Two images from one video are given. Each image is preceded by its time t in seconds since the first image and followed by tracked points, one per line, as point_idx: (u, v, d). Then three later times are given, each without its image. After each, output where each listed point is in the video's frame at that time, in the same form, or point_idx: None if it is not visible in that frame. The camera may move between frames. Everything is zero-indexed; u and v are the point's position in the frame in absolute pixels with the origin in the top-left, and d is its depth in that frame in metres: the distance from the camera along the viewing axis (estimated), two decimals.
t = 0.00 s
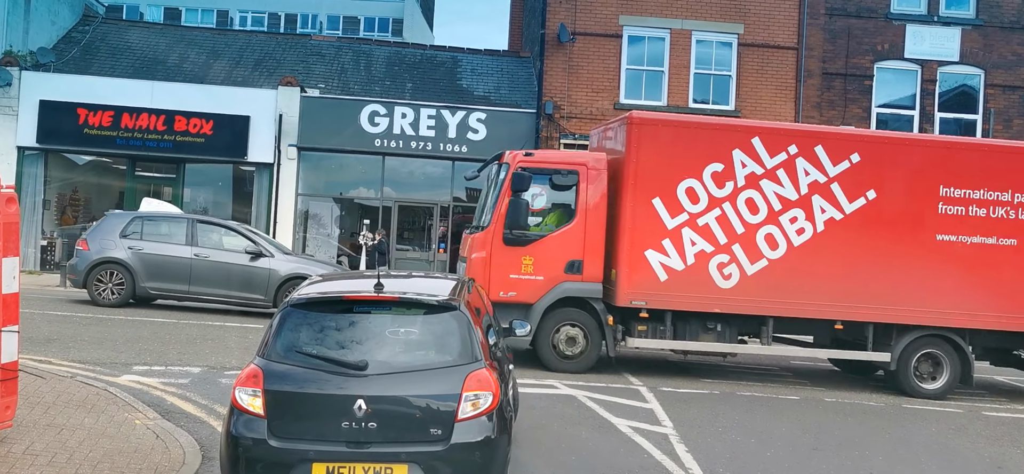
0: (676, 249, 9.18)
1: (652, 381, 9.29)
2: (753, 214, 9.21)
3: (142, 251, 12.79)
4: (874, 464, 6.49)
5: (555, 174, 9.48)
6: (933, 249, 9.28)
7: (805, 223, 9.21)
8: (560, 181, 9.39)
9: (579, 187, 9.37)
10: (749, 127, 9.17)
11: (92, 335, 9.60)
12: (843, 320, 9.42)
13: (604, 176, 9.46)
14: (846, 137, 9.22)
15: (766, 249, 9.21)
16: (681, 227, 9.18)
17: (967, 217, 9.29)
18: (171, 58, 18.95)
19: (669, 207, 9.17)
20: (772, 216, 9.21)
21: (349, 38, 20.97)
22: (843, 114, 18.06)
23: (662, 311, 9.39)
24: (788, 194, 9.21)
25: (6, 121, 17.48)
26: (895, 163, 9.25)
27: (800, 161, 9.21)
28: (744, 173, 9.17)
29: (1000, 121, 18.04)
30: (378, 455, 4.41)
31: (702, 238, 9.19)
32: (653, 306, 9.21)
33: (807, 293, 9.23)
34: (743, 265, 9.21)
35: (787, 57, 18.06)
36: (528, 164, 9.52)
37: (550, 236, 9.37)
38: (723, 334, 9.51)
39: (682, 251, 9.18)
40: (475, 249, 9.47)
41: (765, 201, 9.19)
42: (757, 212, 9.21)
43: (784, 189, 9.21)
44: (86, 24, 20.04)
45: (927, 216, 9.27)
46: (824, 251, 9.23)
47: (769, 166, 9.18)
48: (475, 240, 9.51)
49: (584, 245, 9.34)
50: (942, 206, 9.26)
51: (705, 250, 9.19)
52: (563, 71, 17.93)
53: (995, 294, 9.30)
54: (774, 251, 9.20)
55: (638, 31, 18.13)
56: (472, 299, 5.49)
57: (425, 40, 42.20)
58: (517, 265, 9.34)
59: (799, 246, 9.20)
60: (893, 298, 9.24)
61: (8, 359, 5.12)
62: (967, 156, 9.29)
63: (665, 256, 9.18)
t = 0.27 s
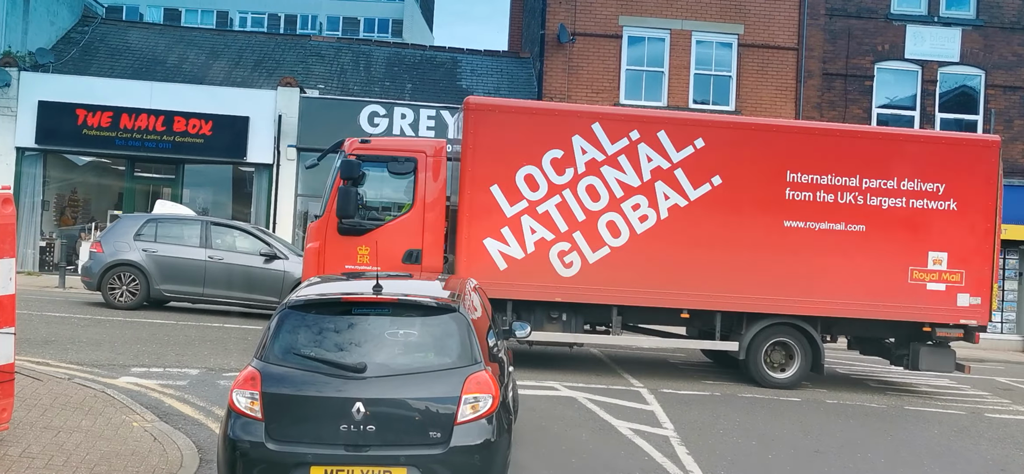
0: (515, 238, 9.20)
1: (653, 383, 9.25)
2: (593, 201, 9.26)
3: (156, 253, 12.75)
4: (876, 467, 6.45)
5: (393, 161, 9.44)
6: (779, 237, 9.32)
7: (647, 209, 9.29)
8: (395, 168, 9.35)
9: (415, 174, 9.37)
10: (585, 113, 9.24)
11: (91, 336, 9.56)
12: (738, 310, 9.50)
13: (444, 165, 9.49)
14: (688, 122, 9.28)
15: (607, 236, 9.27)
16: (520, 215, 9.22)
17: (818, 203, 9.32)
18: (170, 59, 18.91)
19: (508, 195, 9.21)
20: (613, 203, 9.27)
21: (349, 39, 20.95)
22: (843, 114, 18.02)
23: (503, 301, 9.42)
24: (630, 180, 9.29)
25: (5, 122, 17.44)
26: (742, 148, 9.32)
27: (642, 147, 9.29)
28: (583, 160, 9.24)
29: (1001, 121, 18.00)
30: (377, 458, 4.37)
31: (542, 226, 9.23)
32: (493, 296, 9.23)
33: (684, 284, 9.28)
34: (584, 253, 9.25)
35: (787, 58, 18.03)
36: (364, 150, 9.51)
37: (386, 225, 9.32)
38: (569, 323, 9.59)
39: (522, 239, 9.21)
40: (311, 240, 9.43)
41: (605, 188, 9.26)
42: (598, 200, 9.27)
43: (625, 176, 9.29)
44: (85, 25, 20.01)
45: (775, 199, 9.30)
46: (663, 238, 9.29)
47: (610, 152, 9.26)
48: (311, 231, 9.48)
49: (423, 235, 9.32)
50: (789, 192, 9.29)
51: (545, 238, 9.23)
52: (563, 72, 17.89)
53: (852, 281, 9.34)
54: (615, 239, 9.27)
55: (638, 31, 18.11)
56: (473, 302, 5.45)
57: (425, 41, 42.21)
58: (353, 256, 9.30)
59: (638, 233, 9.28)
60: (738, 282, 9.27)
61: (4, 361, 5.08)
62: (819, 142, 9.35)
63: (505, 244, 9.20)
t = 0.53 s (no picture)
0: (321, 226, 9.28)
1: (653, 384, 9.17)
2: (404, 188, 9.36)
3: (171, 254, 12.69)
4: (879, 470, 6.36)
5: (193, 147, 9.50)
6: (603, 223, 9.47)
7: (461, 196, 9.40)
8: (194, 154, 9.43)
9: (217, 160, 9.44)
10: (394, 98, 9.31)
11: (87, 338, 9.48)
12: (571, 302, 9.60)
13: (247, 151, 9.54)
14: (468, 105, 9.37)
15: (420, 224, 9.37)
16: (327, 203, 9.29)
17: (637, 188, 9.47)
18: (169, 58, 18.83)
19: (315, 183, 9.28)
20: (425, 190, 9.38)
21: (348, 39, 20.87)
22: (844, 114, 17.93)
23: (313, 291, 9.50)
24: (441, 166, 9.39)
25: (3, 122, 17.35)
26: (559, 133, 9.45)
27: (456, 131, 9.38)
28: (392, 145, 9.33)
29: (1003, 121, 17.91)
30: (373, 462, 4.29)
31: (351, 214, 9.32)
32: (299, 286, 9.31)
33: (568, 275, 9.44)
34: (395, 242, 9.34)
35: (788, 57, 17.95)
36: (165, 137, 9.54)
37: (183, 216, 9.41)
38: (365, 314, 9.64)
39: (328, 228, 9.28)
40: (109, 231, 9.50)
41: (418, 174, 9.37)
42: (408, 186, 9.36)
43: (433, 160, 9.39)
44: (83, 24, 19.92)
45: (594, 186, 9.45)
46: (482, 224, 9.42)
47: (421, 137, 9.35)
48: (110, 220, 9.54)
49: (223, 225, 9.39)
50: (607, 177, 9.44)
51: (353, 226, 9.31)
52: (563, 71, 17.80)
53: (677, 267, 9.49)
54: (427, 226, 9.37)
55: (639, 31, 18.03)
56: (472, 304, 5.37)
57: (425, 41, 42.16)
58: (155, 246, 9.37)
59: (455, 220, 9.39)
60: (518, 276, 9.42)
61: None
62: (643, 126, 9.49)
63: (311, 234, 9.27)
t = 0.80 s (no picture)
0: (136, 217, 9.33)
1: (654, 386, 9.09)
2: (222, 175, 9.36)
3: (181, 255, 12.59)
4: None
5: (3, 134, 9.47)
6: (432, 211, 9.54)
7: (283, 184, 9.45)
8: None
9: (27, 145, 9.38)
10: (211, 82, 9.27)
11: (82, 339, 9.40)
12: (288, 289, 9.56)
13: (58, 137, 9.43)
14: (315, 91, 9.41)
15: (240, 213, 9.41)
16: (140, 191, 9.32)
17: (468, 173, 9.57)
18: (167, 58, 18.74)
19: (125, 170, 9.28)
20: (245, 178, 9.39)
21: (347, 38, 20.78)
22: (846, 114, 17.84)
23: (123, 284, 9.56)
24: (261, 152, 9.39)
25: None
26: (395, 119, 9.50)
27: (276, 117, 9.39)
28: (209, 131, 9.30)
29: (1004, 121, 17.84)
30: (370, 467, 4.21)
31: (165, 203, 9.34)
32: (111, 277, 9.36)
33: (429, 268, 9.52)
34: (213, 231, 9.41)
35: (789, 57, 17.87)
36: None
37: None
38: (207, 306, 9.68)
39: (142, 217, 9.33)
40: None
41: (234, 161, 9.35)
42: (227, 173, 9.36)
43: (254, 147, 9.38)
44: (81, 24, 19.82)
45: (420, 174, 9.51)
46: (299, 213, 9.48)
47: (238, 122, 9.33)
48: None
49: (35, 216, 9.36)
50: (436, 163, 9.52)
51: (169, 216, 9.35)
52: (563, 70, 17.71)
53: (510, 255, 9.61)
54: (248, 215, 9.42)
55: (639, 31, 17.96)
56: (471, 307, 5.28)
57: (424, 41, 42.09)
58: None
59: (277, 208, 9.45)
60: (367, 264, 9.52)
61: None
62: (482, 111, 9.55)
63: (124, 224, 9.33)
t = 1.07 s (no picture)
0: None
1: (655, 388, 8.98)
2: (23, 160, 8.99)
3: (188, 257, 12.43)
4: None
5: None
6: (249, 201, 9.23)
7: (89, 170, 9.07)
8: None
9: None
10: (17, 61, 8.89)
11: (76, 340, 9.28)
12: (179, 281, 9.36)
13: None
14: (225, 84, 9.14)
15: (42, 200, 9.06)
16: None
17: (286, 162, 9.24)
18: (164, 57, 18.64)
19: None
20: (47, 163, 9.01)
21: (345, 38, 20.68)
22: (847, 114, 17.72)
23: None
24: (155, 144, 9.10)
25: None
26: (211, 105, 9.14)
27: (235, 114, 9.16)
28: (9, 113, 8.91)
29: (1006, 120, 17.74)
30: None
31: None
32: None
33: (257, 259, 9.26)
34: (14, 218, 9.08)
35: (790, 56, 17.77)
36: None
37: None
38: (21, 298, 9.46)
39: None
40: None
41: (35, 144, 8.96)
42: (29, 158, 8.99)
43: (59, 131, 8.98)
44: (78, 23, 19.71)
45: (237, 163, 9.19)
46: (108, 201, 9.11)
47: (42, 105, 8.94)
48: None
49: None
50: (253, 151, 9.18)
51: None
52: (563, 70, 17.62)
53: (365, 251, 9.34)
54: (50, 202, 9.07)
55: (638, 30, 17.86)
56: (467, 306, 5.16)
57: (424, 41, 41.98)
58: None
59: (81, 195, 9.09)
60: (257, 265, 9.25)
61: None
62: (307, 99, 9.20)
63: None
